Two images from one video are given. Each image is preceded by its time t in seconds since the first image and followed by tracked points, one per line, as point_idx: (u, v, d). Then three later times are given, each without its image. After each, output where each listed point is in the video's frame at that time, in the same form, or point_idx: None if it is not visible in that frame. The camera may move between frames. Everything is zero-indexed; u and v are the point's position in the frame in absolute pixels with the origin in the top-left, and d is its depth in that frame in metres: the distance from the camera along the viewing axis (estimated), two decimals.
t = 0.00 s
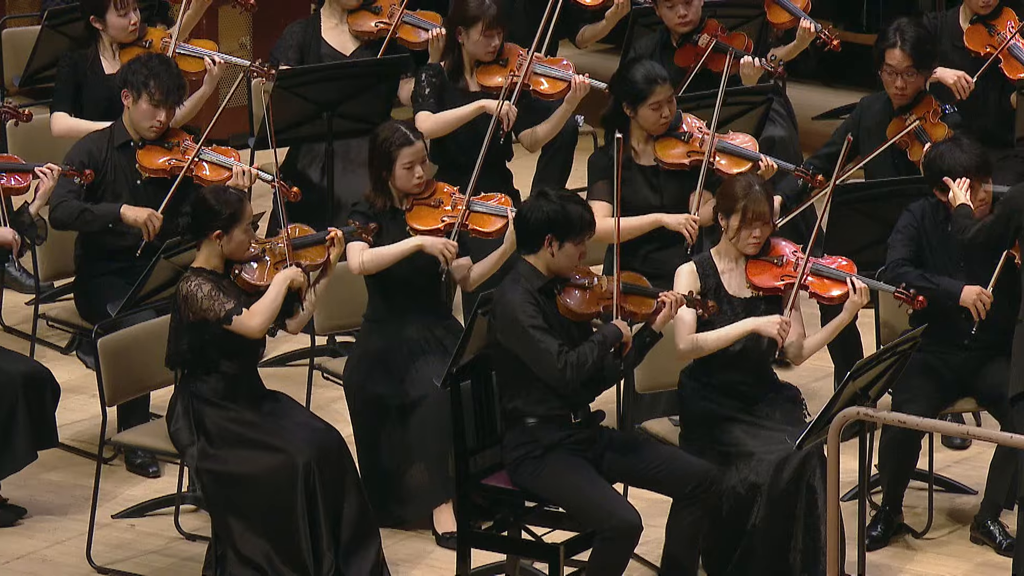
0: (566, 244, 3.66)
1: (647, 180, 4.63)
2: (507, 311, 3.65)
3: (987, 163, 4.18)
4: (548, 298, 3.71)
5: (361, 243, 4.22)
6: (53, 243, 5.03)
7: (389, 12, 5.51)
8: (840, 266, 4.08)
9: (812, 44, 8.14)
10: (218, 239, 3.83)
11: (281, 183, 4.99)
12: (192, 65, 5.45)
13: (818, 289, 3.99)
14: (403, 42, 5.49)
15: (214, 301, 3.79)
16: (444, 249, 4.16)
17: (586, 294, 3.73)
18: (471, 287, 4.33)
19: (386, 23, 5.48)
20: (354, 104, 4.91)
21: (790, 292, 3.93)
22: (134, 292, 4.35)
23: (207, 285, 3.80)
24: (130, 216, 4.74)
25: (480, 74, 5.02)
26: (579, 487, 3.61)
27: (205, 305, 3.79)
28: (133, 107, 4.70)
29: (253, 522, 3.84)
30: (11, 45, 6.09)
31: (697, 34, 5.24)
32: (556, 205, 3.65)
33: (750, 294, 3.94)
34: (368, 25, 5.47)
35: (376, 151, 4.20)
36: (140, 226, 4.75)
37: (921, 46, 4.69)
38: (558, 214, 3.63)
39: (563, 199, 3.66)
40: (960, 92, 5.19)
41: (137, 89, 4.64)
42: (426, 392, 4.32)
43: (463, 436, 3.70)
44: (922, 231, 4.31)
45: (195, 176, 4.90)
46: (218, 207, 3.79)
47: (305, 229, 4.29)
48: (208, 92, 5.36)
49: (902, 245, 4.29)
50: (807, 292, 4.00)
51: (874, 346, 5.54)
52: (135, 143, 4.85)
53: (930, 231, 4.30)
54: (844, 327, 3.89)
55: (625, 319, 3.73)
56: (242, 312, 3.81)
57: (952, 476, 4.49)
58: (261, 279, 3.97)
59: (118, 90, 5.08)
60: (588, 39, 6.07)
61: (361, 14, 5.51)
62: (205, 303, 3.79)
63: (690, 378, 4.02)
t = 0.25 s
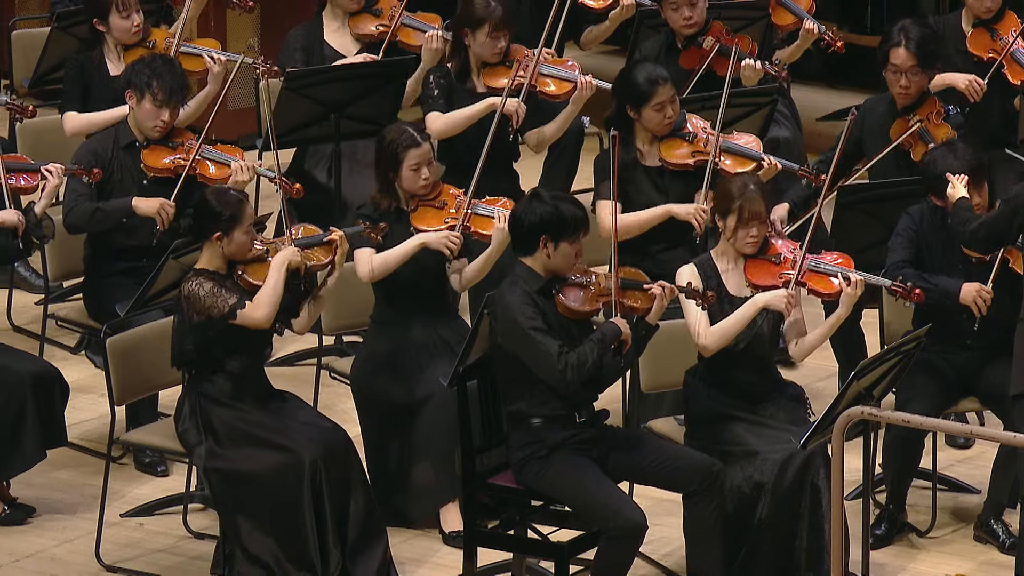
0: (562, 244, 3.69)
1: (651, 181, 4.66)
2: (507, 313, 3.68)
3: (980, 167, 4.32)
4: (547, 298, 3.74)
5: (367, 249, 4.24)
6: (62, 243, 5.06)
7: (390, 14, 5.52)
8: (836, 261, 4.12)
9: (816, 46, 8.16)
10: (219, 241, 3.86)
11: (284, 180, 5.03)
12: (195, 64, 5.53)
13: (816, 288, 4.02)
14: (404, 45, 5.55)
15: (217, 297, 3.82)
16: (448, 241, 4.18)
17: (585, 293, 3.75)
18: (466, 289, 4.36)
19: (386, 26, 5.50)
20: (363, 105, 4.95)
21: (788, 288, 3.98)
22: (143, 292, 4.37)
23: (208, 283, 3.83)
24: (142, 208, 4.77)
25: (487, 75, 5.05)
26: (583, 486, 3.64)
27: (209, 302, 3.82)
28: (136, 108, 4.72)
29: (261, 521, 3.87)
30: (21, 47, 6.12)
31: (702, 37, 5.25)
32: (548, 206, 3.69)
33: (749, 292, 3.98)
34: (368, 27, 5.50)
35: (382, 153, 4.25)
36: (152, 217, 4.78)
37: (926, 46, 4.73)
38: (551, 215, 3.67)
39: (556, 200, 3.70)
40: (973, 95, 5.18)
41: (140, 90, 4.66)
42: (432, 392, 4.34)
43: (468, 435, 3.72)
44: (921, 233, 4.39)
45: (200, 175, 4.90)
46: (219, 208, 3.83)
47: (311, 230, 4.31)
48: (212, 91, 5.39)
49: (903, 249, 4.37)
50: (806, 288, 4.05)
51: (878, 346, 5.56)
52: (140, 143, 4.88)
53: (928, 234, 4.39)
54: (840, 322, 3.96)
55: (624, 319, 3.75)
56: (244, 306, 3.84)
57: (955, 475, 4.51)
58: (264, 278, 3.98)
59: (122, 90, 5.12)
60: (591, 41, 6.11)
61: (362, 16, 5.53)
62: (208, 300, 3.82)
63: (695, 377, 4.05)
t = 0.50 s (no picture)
0: (565, 243, 3.73)
1: (658, 182, 4.69)
2: (512, 313, 3.72)
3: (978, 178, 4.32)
4: (553, 298, 3.77)
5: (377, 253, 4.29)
6: (74, 243, 5.10)
7: (392, 16, 5.58)
8: (836, 259, 4.16)
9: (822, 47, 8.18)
10: (226, 242, 3.89)
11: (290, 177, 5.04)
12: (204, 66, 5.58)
13: (816, 285, 4.07)
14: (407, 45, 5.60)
15: (224, 302, 3.86)
16: (457, 248, 4.19)
17: (590, 291, 3.77)
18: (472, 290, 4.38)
19: (388, 27, 5.56)
20: (371, 108, 5.00)
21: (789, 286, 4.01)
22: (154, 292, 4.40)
23: (217, 288, 3.87)
24: (151, 210, 4.79)
25: (494, 77, 5.04)
26: (590, 486, 3.67)
27: (214, 308, 3.86)
28: (143, 108, 4.77)
29: (272, 520, 3.91)
30: (32, 48, 6.17)
31: (709, 39, 5.31)
32: (551, 206, 3.73)
33: (752, 293, 4.01)
34: (372, 30, 5.55)
35: (392, 154, 4.28)
36: (161, 218, 4.80)
37: (935, 46, 4.76)
38: (554, 215, 3.71)
39: (558, 200, 3.74)
40: (979, 102, 5.17)
41: (145, 90, 4.71)
42: (441, 392, 4.38)
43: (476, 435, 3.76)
44: (921, 236, 4.44)
45: (206, 173, 4.94)
46: (226, 209, 3.85)
47: (310, 230, 4.35)
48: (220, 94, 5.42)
49: (902, 256, 4.44)
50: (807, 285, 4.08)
51: (884, 345, 5.59)
52: (147, 143, 4.91)
53: (928, 236, 4.43)
54: (842, 318, 4.00)
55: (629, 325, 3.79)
56: (251, 313, 3.88)
57: (960, 473, 4.54)
58: (273, 279, 4.01)
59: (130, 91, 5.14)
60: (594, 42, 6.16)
61: (366, 19, 5.58)
62: (215, 304, 3.86)
63: (701, 377, 4.09)
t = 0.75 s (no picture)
0: (572, 240, 3.76)
1: (664, 182, 4.71)
2: (520, 312, 3.75)
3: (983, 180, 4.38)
4: (561, 296, 3.80)
5: (385, 256, 4.32)
6: (84, 243, 5.13)
7: (396, 18, 5.60)
8: (842, 258, 4.19)
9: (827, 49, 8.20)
10: (235, 242, 3.91)
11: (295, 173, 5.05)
12: (214, 69, 5.63)
13: (822, 282, 4.10)
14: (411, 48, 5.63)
15: (231, 307, 3.88)
16: (465, 258, 4.21)
17: (600, 289, 3.79)
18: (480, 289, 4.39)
19: (392, 30, 5.57)
20: (380, 108, 5.03)
21: (796, 286, 4.03)
22: (164, 292, 4.43)
23: (225, 291, 3.89)
24: (155, 212, 4.82)
25: (499, 79, 5.10)
26: (597, 484, 3.70)
27: (221, 312, 3.88)
28: (149, 109, 4.80)
29: (280, 518, 3.94)
30: (42, 50, 6.20)
31: (714, 40, 5.34)
32: (557, 204, 3.76)
33: (757, 291, 4.04)
34: (376, 32, 5.57)
35: (401, 154, 4.31)
36: (167, 221, 4.83)
37: (942, 46, 4.79)
38: (560, 213, 3.74)
39: (563, 198, 3.77)
40: (983, 105, 5.18)
41: (152, 91, 4.74)
42: (448, 391, 4.41)
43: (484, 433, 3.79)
44: (923, 239, 4.44)
45: (213, 171, 4.97)
46: (235, 209, 3.88)
47: (319, 230, 4.37)
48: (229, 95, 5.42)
49: (903, 259, 4.44)
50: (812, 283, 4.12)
51: (889, 345, 5.61)
52: (154, 144, 4.94)
53: (929, 239, 4.43)
54: (849, 316, 4.02)
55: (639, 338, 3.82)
56: (256, 322, 3.90)
57: (965, 472, 4.56)
58: (282, 279, 4.03)
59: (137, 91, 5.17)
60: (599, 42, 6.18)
61: (371, 21, 5.60)
62: (222, 308, 3.88)
63: (707, 377, 4.11)
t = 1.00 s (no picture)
0: (580, 236, 3.81)
1: (671, 184, 4.76)
2: (529, 311, 3.79)
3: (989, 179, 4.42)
4: (572, 292, 3.84)
5: (391, 262, 4.34)
6: (96, 243, 5.18)
7: (402, 20, 5.63)
8: (852, 256, 4.20)
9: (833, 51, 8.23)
10: (246, 242, 3.94)
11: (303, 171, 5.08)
12: (224, 70, 5.67)
13: (829, 280, 4.13)
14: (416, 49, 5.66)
15: (239, 313, 3.91)
16: (472, 275, 4.25)
17: (611, 284, 3.85)
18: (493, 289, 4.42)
19: (398, 32, 5.61)
20: (389, 110, 5.07)
21: (803, 285, 4.06)
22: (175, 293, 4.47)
23: (236, 295, 3.93)
24: (159, 220, 4.85)
25: (506, 82, 5.14)
26: (605, 483, 3.73)
27: (230, 315, 3.92)
28: (159, 110, 4.84)
29: (290, 516, 3.98)
30: (54, 52, 6.25)
31: (720, 42, 5.38)
32: (563, 202, 3.80)
33: (764, 290, 4.08)
34: (382, 34, 5.61)
35: (412, 154, 4.36)
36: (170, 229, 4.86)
37: (951, 48, 4.81)
38: (566, 210, 3.79)
39: (569, 195, 3.82)
40: (986, 105, 5.20)
41: (161, 93, 4.78)
42: (457, 391, 4.44)
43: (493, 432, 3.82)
44: (929, 238, 4.45)
45: (222, 171, 5.01)
46: (246, 209, 3.92)
47: (331, 233, 4.42)
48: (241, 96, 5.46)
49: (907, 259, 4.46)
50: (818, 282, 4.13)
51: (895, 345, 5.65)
52: (164, 145, 4.98)
53: (935, 238, 4.45)
54: (853, 314, 4.06)
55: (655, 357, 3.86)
56: (262, 330, 3.92)
57: (970, 471, 4.60)
58: (293, 281, 4.07)
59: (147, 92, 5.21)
60: (606, 43, 6.20)
61: (378, 23, 5.63)
62: (231, 314, 3.92)
63: (714, 376, 4.15)
